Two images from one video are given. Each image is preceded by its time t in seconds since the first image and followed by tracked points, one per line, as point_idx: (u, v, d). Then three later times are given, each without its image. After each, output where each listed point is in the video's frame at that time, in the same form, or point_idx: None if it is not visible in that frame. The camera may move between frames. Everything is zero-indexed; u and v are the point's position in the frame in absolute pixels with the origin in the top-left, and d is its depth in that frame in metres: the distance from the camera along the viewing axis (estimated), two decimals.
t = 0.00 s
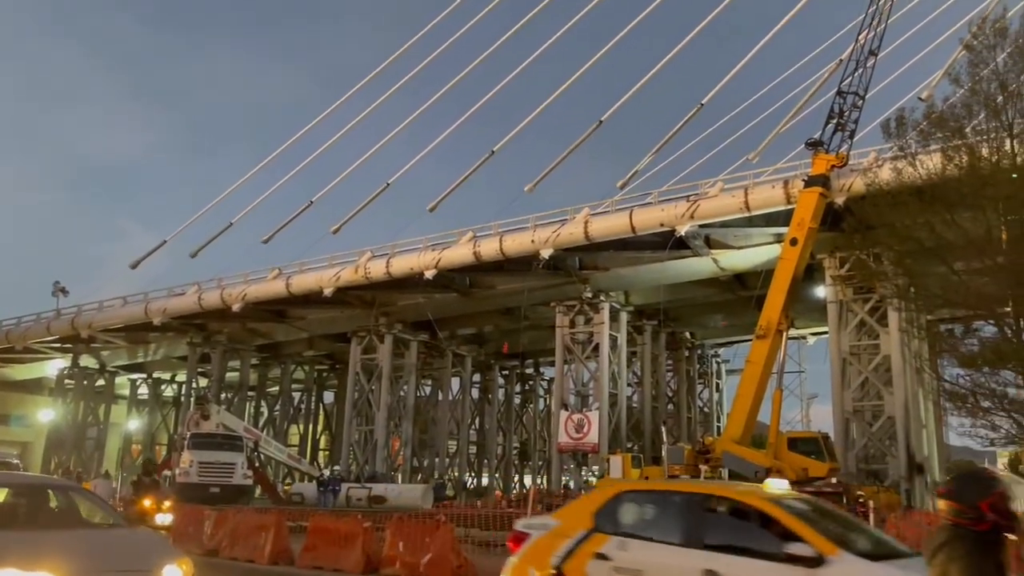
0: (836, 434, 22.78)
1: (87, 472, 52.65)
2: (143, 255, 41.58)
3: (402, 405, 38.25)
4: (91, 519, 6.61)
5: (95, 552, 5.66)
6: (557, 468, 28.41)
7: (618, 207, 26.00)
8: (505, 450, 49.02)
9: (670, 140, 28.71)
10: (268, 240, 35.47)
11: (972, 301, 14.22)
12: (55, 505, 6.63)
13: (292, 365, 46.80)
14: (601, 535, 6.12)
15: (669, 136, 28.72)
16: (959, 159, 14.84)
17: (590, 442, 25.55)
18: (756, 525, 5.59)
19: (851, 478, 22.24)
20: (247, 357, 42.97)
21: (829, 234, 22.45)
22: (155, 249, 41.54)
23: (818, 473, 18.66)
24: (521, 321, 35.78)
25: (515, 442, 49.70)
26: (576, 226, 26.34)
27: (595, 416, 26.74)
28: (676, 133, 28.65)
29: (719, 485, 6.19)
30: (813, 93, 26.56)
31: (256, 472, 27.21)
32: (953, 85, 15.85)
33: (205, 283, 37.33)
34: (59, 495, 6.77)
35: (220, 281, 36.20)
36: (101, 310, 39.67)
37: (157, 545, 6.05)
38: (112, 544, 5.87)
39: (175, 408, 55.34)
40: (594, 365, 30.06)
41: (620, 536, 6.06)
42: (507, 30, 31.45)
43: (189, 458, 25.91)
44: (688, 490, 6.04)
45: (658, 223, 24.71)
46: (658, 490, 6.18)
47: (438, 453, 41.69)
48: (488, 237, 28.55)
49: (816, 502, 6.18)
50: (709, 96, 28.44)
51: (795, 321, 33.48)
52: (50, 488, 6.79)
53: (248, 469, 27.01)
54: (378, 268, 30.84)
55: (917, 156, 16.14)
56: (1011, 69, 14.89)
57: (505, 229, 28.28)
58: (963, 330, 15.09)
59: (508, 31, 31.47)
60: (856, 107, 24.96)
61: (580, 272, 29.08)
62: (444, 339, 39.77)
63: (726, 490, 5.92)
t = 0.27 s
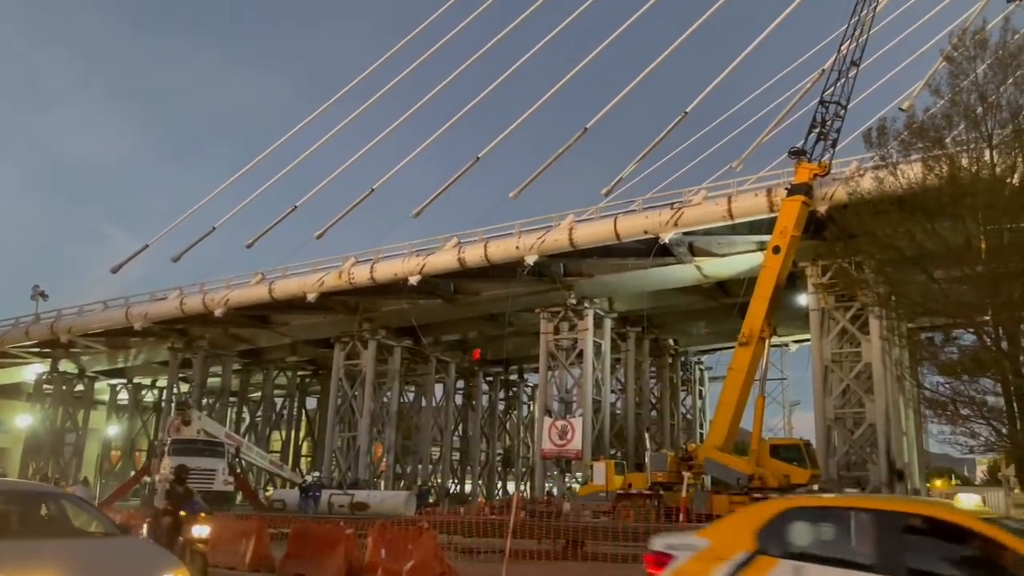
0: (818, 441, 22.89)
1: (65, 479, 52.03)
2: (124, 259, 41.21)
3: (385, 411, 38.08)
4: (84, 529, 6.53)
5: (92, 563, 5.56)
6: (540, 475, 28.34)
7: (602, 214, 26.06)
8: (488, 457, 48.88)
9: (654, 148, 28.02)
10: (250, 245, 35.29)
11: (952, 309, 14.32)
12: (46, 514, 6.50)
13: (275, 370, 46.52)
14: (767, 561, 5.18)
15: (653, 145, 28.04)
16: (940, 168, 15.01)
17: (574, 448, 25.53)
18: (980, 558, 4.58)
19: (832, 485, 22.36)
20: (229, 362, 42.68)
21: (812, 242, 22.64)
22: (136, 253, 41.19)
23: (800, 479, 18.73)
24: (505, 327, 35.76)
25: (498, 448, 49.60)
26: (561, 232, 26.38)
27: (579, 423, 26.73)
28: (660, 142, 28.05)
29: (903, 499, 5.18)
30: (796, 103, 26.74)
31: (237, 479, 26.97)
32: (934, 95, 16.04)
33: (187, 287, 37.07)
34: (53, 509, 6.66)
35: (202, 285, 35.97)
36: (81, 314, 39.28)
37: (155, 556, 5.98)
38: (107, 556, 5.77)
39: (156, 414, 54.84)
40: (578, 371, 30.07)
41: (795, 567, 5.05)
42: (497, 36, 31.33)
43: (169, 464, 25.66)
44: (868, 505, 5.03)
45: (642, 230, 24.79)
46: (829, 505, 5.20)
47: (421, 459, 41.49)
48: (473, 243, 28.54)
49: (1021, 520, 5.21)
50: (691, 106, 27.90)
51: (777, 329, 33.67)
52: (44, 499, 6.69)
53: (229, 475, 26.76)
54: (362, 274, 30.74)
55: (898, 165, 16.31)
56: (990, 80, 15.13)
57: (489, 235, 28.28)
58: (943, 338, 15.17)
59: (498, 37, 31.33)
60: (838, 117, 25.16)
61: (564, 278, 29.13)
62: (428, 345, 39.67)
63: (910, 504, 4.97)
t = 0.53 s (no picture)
0: (800, 448, 23.01)
1: (43, 485, 51.42)
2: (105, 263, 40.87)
3: (369, 417, 37.91)
4: (78, 537, 6.39)
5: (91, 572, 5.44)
6: (524, 482, 28.29)
7: (587, 222, 26.12)
8: (472, 464, 48.77)
9: (638, 158, 27.82)
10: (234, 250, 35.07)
11: (933, 317, 14.41)
12: (41, 521, 6.34)
13: (257, 376, 46.22)
14: None
15: (637, 154, 27.84)
16: (921, 178, 15.16)
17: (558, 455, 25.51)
18: None
19: (814, 492, 22.45)
20: (211, 368, 42.39)
21: (795, 250, 22.80)
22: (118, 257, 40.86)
23: (783, 487, 18.81)
24: (490, 334, 35.72)
25: (482, 455, 49.49)
26: (546, 239, 26.41)
27: (563, 429, 26.73)
28: (644, 150, 27.82)
29: None
30: (779, 112, 26.94)
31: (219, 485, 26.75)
32: (916, 106, 16.21)
33: (170, 292, 36.81)
34: (45, 520, 6.41)
35: (185, 290, 35.72)
36: (62, 319, 38.89)
37: (153, 565, 5.88)
38: (105, 565, 5.66)
39: (136, 420, 54.35)
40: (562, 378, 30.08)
41: None
42: (486, 41, 30.51)
43: (150, 471, 25.44)
44: None
45: (627, 237, 24.85)
46: None
47: (404, 466, 41.32)
48: (458, 249, 28.52)
49: None
50: (679, 112, 27.63)
51: (760, 337, 33.83)
52: (36, 509, 6.46)
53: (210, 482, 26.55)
54: (346, 280, 30.63)
55: (880, 175, 16.47)
56: (971, 92, 15.32)
57: (474, 242, 28.26)
58: (924, 346, 15.28)
59: (486, 43, 30.51)
60: (821, 126, 25.36)
61: (549, 285, 29.15)
62: (412, 351, 39.57)
63: None
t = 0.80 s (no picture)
0: (781, 456, 23.07)
1: (19, 493, 50.72)
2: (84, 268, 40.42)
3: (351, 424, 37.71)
4: (77, 547, 6.32)
5: None
6: (506, 490, 28.24)
7: (571, 230, 26.17)
8: (454, 472, 48.61)
9: (621, 166, 27.36)
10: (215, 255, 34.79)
11: (912, 327, 14.57)
12: (39, 529, 6.26)
13: (238, 383, 45.87)
14: None
15: (620, 162, 27.36)
16: (901, 189, 15.31)
17: (541, 463, 25.51)
18: None
19: (795, 501, 22.53)
20: (191, 374, 42.03)
21: (777, 259, 22.98)
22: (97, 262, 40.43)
23: (763, 495, 18.87)
24: (474, 341, 35.67)
25: (465, 463, 49.34)
26: (530, 247, 26.43)
27: (546, 437, 26.74)
28: (629, 159, 27.34)
29: None
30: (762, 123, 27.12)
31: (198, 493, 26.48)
32: (896, 117, 16.38)
33: (150, 298, 36.47)
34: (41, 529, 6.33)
35: (165, 296, 35.40)
36: (39, 325, 38.41)
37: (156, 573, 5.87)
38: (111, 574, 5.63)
39: (115, 427, 53.75)
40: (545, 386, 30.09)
41: None
42: (473, 47, 30.09)
43: (128, 478, 25.15)
44: None
45: (611, 245, 24.91)
46: None
47: (386, 474, 41.12)
48: (442, 256, 28.47)
49: None
50: (664, 120, 27.12)
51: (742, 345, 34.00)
52: (28, 516, 6.36)
53: (190, 489, 26.28)
54: (328, 286, 30.50)
55: (861, 186, 16.64)
56: (950, 104, 15.51)
57: (458, 249, 28.24)
58: (904, 355, 15.41)
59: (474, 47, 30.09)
60: (803, 137, 25.57)
61: (533, 293, 29.20)
62: (395, 358, 39.43)
63: None
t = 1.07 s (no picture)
0: (763, 465, 23.12)
1: None
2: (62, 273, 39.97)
3: (332, 432, 37.48)
4: (74, 557, 6.25)
5: None
6: (488, 498, 28.15)
7: (555, 238, 26.19)
8: (436, 480, 48.43)
9: (609, 171, 27.66)
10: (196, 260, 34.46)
11: (892, 337, 14.68)
12: (34, 539, 6.18)
13: (219, 390, 45.51)
14: None
15: (608, 167, 27.66)
16: (882, 201, 15.45)
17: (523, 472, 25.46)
18: None
19: (776, 509, 22.58)
20: (171, 380, 41.64)
21: (759, 269, 23.11)
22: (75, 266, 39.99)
23: (745, 503, 18.97)
24: (457, 349, 35.58)
25: (447, 471, 49.18)
26: (513, 254, 26.42)
27: (528, 445, 26.73)
28: (615, 164, 27.66)
29: None
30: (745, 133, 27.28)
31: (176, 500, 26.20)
32: (877, 129, 16.54)
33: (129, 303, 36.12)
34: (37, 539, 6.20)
35: (145, 302, 35.07)
36: (16, 330, 37.95)
37: None
38: None
39: (92, 433, 53.16)
40: (528, 394, 30.01)
41: None
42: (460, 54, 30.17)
43: (105, 486, 24.84)
44: None
45: (594, 253, 24.95)
46: None
47: (367, 482, 40.90)
48: (425, 263, 28.40)
49: None
50: (646, 130, 27.69)
51: (724, 354, 34.14)
52: (23, 525, 6.23)
53: (168, 497, 26.01)
54: (310, 293, 30.34)
55: (843, 196, 16.77)
56: (930, 116, 15.69)
57: (442, 256, 28.18)
58: (884, 365, 15.50)
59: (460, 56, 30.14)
60: (786, 147, 25.76)
61: (516, 300, 29.16)
62: (377, 366, 39.28)
63: None
